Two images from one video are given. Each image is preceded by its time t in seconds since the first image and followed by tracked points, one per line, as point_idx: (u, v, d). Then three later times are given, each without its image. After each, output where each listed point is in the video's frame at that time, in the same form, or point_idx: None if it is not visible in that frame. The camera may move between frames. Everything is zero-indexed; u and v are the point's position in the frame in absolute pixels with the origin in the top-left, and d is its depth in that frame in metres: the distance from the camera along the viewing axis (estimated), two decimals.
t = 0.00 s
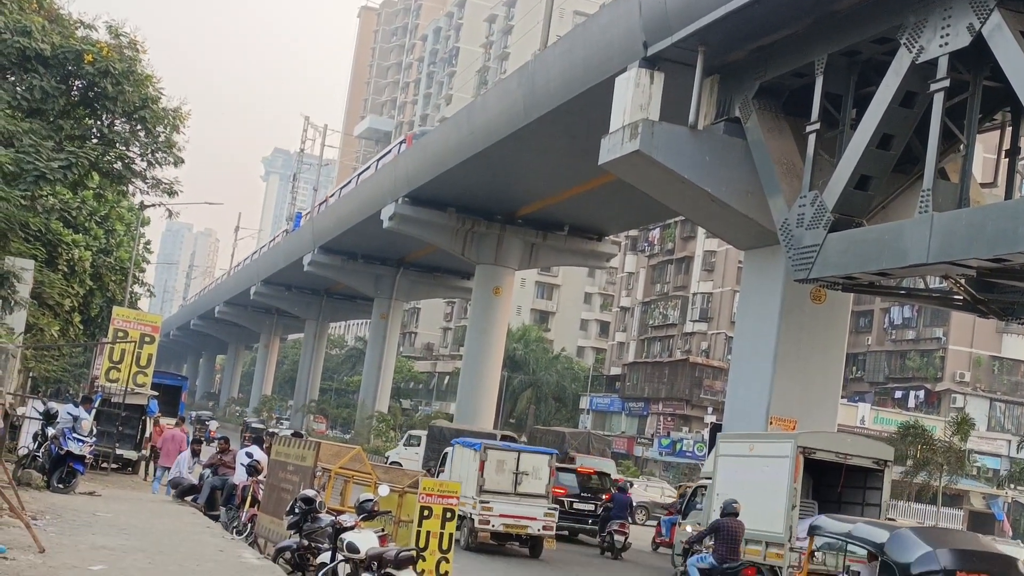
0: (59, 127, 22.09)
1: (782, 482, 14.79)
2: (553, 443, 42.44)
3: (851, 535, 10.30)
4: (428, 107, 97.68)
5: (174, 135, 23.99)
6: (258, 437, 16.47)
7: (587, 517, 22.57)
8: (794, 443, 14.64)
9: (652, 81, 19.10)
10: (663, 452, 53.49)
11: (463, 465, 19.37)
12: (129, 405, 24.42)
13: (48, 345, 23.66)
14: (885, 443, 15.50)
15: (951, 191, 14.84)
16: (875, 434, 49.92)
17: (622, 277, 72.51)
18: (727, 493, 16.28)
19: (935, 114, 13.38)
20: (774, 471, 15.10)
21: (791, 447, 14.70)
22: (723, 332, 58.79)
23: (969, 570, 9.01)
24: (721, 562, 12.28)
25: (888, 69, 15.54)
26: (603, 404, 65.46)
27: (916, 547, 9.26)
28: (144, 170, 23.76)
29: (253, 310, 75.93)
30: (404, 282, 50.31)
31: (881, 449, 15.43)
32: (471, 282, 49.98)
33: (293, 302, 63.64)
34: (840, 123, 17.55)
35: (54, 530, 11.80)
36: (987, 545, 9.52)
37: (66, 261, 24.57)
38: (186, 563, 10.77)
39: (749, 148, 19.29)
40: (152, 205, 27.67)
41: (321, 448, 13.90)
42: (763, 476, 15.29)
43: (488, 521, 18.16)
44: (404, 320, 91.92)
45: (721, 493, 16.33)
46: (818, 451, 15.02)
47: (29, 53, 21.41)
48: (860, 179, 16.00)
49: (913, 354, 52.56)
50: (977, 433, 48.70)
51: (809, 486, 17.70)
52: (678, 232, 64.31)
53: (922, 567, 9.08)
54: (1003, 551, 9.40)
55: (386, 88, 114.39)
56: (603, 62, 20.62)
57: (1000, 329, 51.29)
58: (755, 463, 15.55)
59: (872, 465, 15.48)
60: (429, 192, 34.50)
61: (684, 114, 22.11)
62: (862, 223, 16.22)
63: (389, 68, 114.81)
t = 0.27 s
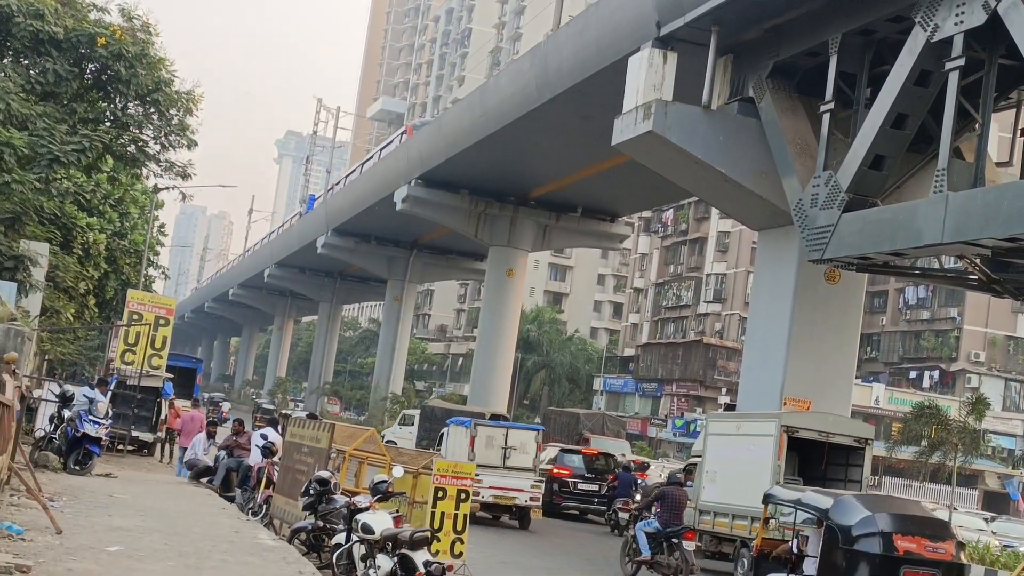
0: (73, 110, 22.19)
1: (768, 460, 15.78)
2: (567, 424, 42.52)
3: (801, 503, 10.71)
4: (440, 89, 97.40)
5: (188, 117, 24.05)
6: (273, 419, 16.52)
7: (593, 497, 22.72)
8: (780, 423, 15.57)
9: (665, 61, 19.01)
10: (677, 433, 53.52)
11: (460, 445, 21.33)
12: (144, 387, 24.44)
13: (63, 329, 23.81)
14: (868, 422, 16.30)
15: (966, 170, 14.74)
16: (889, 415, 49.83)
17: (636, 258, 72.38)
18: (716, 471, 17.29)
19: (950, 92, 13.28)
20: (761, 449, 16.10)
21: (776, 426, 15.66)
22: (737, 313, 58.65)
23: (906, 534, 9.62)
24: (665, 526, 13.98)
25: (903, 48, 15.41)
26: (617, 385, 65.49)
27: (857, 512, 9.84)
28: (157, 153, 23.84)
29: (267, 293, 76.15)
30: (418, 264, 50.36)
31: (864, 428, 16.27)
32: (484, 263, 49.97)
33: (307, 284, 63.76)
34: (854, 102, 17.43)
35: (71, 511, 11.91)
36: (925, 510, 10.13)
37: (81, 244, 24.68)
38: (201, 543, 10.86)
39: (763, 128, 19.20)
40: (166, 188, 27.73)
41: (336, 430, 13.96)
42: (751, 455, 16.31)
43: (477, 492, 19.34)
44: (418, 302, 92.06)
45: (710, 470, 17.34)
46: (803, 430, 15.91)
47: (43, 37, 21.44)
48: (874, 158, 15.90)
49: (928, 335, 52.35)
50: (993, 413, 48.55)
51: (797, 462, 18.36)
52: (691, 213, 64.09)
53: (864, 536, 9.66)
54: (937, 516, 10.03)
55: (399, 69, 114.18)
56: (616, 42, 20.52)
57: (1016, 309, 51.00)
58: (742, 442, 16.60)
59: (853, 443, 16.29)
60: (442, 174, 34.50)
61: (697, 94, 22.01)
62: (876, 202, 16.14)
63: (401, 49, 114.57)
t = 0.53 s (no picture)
0: (83, 106, 22.26)
1: (750, 451, 16.07)
2: (578, 418, 42.54)
3: (752, 484, 11.36)
4: (449, 83, 97.29)
5: (197, 113, 24.11)
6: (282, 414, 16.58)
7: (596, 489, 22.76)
8: (762, 414, 15.85)
9: (674, 54, 18.96)
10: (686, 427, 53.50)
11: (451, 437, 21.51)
12: (154, 381, 24.37)
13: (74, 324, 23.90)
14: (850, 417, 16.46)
15: (976, 163, 14.69)
16: (899, 409, 49.70)
17: (645, 252, 72.27)
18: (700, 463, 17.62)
19: (960, 86, 13.23)
20: (744, 441, 16.40)
21: (757, 418, 15.94)
22: (746, 307, 58.52)
23: (846, 512, 10.32)
24: (617, 507, 15.04)
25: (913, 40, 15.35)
26: (626, 379, 65.45)
27: (802, 491, 10.53)
28: (167, 149, 23.91)
29: (277, 287, 76.24)
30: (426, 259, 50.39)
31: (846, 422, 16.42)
32: (494, 258, 49.95)
33: (316, 279, 63.83)
34: (864, 96, 17.38)
35: (82, 506, 11.98)
36: (866, 490, 10.84)
37: (92, 240, 24.76)
38: (211, 537, 10.91)
39: (772, 122, 19.16)
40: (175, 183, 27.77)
41: (346, 424, 13.99)
42: (734, 446, 16.61)
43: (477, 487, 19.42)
44: (427, 296, 92.09)
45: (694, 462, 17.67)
46: (784, 422, 16.19)
47: (52, 33, 21.47)
48: (884, 151, 15.85)
49: (938, 328, 52.18)
50: (1004, 407, 48.37)
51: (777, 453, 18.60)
52: (701, 207, 63.95)
53: (807, 512, 10.34)
54: (876, 495, 10.75)
55: (407, 64, 114.16)
56: (625, 36, 20.50)
57: None
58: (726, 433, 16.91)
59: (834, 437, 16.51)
60: (451, 168, 34.50)
61: (706, 88, 21.95)
62: (886, 195, 16.09)
63: (409, 44, 114.54)
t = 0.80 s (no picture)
0: (100, 109, 22.40)
1: (742, 450, 16.49)
2: (595, 417, 42.53)
3: (715, 474, 11.83)
4: (464, 83, 97.38)
5: (213, 115, 24.25)
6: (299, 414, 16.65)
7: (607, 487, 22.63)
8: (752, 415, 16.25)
9: (690, 53, 18.90)
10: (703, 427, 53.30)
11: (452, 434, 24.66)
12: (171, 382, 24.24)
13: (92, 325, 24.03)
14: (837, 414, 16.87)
15: (993, 160, 14.59)
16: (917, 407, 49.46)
17: (661, 251, 72.12)
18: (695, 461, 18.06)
19: (977, 82, 13.14)
20: (737, 439, 16.81)
21: (748, 417, 16.35)
22: (763, 306, 58.33)
23: (798, 497, 10.59)
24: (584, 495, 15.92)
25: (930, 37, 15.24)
26: (642, 378, 65.30)
27: (759, 479, 10.85)
28: (184, 152, 24.03)
29: (293, 288, 76.44)
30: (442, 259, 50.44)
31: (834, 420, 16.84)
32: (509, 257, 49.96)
33: (332, 280, 63.96)
34: (881, 93, 17.29)
35: (101, 507, 12.04)
36: (820, 477, 11.17)
37: (109, 242, 24.89)
38: (230, 538, 10.95)
39: (788, 120, 19.09)
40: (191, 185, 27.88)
41: (363, 424, 14.01)
42: (727, 446, 17.04)
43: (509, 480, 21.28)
44: (443, 296, 92.18)
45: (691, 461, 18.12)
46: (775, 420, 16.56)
47: (70, 37, 21.61)
48: (901, 149, 15.76)
49: (956, 326, 51.88)
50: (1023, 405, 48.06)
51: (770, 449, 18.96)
52: (717, 206, 63.76)
53: (762, 499, 10.61)
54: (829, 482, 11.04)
55: (422, 65, 114.33)
56: (640, 35, 20.46)
57: None
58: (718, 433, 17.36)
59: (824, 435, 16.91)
60: (466, 168, 34.53)
61: (721, 86, 21.90)
62: (903, 193, 16.00)
63: (424, 45, 114.70)
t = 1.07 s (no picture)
0: (119, 114, 22.58)
1: (739, 449, 16.60)
2: (615, 419, 42.46)
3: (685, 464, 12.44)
4: (481, 86, 97.49)
5: (231, 119, 24.40)
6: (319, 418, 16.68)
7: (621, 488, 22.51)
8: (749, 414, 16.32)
9: (707, 54, 18.85)
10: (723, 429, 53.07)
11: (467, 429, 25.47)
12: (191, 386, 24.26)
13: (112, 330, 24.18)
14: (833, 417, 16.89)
15: (1013, 159, 14.48)
16: (938, 408, 49.18)
17: (679, 252, 71.93)
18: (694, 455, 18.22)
19: (996, 81, 13.05)
20: (734, 438, 16.94)
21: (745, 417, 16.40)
22: (782, 306, 58.10)
23: (759, 485, 11.08)
24: (565, 489, 17.42)
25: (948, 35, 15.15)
26: (661, 379, 65.13)
27: (724, 468, 11.31)
28: (202, 156, 24.18)
29: (312, 292, 76.70)
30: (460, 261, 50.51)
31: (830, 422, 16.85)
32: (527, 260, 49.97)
33: (351, 283, 64.13)
34: (899, 93, 17.20)
35: (122, 510, 12.11)
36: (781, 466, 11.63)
37: (128, 247, 25.07)
38: (249, 541, 11.00)
39: (806, 120, 19.01)
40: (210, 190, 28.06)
41: (382, 427, 14.03)
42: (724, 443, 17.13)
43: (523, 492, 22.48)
44: (461, 299, 92.26)
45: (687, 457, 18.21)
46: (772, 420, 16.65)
47: (89, 43, 21.74)
48: (920, 148, 15.67)
49: (976, 326, 51.51)
50: None
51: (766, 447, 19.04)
52: (735, 206, 63.54)
53: (725, 487, 11.09)
54: (789, 471, 11.53)
55: (439, 68, 114.58)
56: (657, 37, 20.42)
57: None
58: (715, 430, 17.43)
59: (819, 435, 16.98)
60: (483, 171, 34.59)
61: (738, 87, 21.84)
62: (922, 192, 15.90)
63: (441, 48, 114.93)
